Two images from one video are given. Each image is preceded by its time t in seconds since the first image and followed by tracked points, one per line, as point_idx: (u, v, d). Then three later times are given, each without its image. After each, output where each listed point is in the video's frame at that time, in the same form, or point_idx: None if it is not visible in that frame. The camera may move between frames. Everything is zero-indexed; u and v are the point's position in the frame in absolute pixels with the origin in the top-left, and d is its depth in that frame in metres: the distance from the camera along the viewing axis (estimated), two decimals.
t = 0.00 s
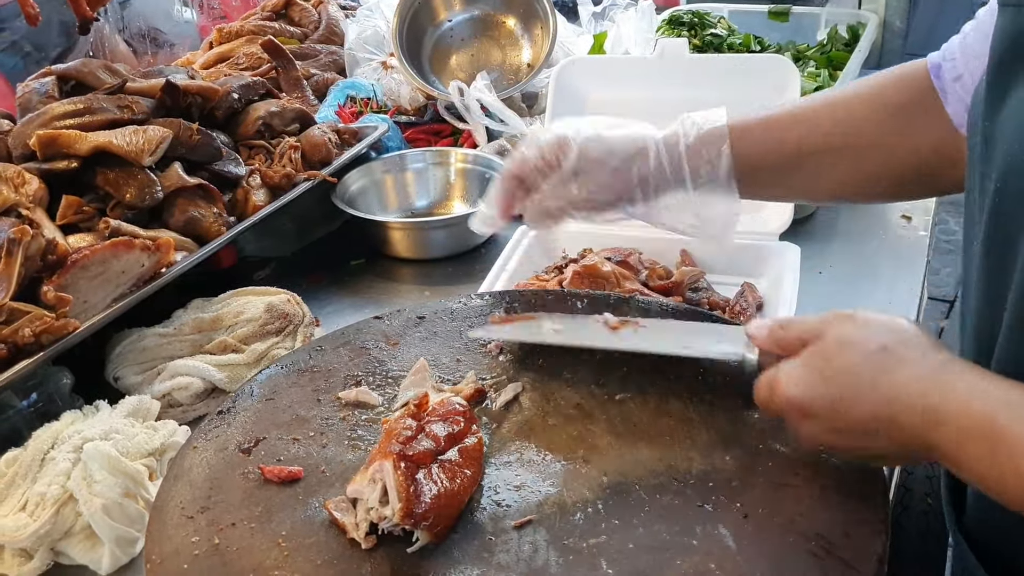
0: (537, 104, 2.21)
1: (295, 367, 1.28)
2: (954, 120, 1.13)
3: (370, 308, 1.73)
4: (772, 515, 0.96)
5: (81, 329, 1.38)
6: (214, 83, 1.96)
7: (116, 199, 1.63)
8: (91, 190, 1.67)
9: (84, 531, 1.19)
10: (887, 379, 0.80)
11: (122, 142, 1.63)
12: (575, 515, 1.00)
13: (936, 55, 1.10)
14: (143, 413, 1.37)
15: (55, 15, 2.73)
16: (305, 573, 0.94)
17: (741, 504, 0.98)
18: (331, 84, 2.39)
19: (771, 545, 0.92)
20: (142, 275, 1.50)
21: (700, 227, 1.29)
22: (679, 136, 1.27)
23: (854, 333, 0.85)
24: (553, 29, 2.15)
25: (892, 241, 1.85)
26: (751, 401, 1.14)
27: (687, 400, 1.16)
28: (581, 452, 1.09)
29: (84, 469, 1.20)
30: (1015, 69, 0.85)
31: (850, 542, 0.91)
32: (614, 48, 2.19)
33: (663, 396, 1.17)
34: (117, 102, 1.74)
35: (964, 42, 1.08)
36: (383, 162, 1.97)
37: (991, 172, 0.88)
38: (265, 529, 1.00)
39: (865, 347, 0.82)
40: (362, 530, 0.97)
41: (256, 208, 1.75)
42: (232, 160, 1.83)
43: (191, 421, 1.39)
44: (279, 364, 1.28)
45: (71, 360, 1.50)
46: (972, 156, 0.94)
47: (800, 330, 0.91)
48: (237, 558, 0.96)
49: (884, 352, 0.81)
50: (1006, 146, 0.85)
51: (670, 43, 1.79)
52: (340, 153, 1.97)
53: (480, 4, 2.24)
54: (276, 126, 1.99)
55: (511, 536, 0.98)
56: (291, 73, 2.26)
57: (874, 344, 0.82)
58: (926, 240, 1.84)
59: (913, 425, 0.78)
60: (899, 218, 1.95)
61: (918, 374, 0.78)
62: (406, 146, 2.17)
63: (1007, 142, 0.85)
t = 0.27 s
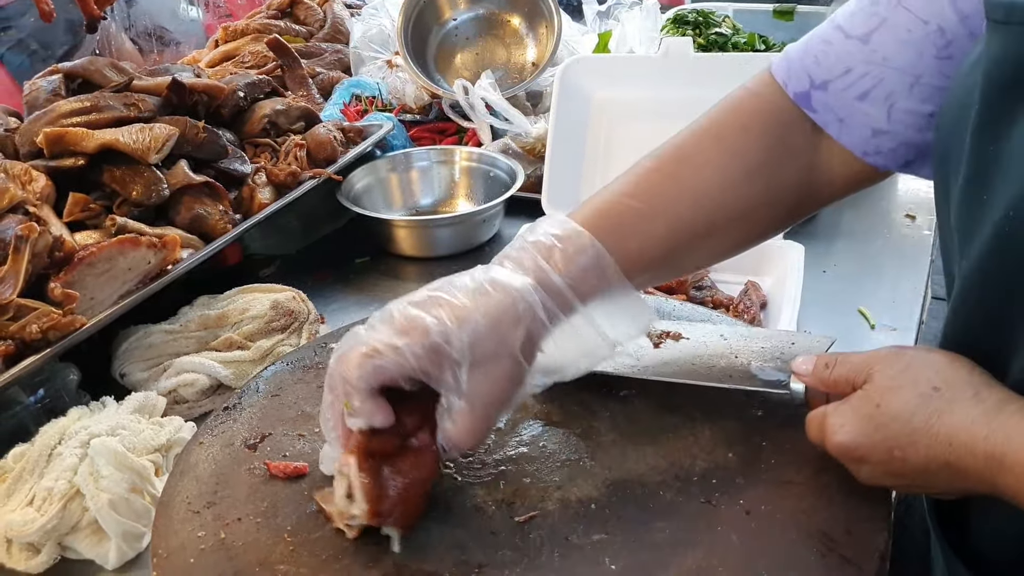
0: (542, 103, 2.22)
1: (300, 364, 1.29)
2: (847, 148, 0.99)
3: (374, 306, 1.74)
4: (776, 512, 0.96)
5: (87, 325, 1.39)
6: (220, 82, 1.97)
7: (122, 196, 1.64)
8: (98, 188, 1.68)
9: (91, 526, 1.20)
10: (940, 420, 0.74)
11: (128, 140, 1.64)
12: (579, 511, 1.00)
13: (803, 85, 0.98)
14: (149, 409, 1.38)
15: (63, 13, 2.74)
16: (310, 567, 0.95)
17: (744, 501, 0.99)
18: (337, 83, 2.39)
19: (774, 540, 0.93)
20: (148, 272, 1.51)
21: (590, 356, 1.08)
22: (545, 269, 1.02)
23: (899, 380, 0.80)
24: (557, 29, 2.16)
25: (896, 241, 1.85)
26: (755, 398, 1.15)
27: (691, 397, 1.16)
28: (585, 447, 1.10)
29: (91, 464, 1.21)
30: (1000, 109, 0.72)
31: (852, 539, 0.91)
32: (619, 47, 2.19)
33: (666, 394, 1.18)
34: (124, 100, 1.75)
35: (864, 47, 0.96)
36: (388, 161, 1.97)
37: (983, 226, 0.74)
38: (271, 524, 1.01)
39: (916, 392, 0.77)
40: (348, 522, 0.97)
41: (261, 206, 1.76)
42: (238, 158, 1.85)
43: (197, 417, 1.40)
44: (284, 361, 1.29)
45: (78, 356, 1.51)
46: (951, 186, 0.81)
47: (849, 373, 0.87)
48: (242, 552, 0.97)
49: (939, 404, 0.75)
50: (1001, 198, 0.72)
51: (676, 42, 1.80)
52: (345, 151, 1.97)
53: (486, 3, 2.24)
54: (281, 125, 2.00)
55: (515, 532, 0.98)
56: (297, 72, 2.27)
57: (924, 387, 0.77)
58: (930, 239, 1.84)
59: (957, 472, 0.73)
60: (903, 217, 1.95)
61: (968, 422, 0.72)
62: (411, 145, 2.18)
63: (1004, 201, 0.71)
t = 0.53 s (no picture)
0: (547, 104, 2.22)
1: (306, 361, 1.29)
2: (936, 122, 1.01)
3: (379, 305, 1.74)
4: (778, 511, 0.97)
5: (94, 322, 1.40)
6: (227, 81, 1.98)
7: (129, 195, 1.65)
8: (104, 186, 1.69)
9: (97, 521, 1.21)
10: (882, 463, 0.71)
11: (135, 138, 1.65)
12: (582, 509, 1.01)
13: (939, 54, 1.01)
14: (154, 406, 1.39)
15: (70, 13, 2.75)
16: (315, 563, 0.95)
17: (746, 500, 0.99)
18: (342, 83, 2.40)
19: (776, 539, 0.93)
20: (155, 270, 1.52)
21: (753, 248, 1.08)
22: (715, 143, 1.05)
23: (846, 430, 0.74)
24: (563, 30, 2.16)
25: (901, 242, 1.86)
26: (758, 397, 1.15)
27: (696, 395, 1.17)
28: (587, 446, 1.11)
29: (97, 460, 1.22)
30: (991, 88, 0.77)
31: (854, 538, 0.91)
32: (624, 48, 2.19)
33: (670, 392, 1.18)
34: (130, 99, 1.76)
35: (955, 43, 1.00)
36: (393, 160, 1.98)
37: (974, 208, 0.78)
38: (276, 520, 1.01)
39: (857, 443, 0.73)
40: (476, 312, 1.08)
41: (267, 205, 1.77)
42: (244, 157, 1.85)
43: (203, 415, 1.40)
44: (290, 358, 1.30)
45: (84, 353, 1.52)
46: (952, 179, 0.85)
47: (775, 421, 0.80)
48: (247, 548, 0.97)
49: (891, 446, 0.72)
50: (991, 171, 0.75)
51: (682, 44, 1.81)
52: (351, 151, 1.98)
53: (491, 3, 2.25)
54: (287, 124, 2.01)
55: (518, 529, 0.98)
56: (302, 72, 2.27)
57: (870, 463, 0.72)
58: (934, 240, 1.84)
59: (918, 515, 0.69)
60: (908, 218, 1.95)
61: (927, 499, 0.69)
62: (416, 144, 2.18)
63: (994, 169, 0.75)
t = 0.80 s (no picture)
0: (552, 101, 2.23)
1: (310, 356, 1.30)
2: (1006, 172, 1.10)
3: (383, 301, 1.75)
4: (779, 507, 0.97)
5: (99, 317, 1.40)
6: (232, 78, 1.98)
7: (134, 190, 1.66)
8: (109, 182, 1.70)
9: (101, 515, 1.21)
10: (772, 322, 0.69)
11: (140, 135, 1.65)
12: (584, 505, 1.01)
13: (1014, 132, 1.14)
14: (159, 401, 1.39)
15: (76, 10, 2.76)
16: (317, 557, 0.95)
17: (748, 496, 0.99)
18: (347, 80, 2.40)
19: (777, 535, 0.93)
20: (159, 265, 1.52)
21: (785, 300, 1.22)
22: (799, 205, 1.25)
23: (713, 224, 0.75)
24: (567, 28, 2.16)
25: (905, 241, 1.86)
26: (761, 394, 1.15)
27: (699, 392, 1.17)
28: (588, 443, 1.11)
29: (101, 454, 1.22)
30: (988, 54, 0.83)
31: (855, 535, 0.91)
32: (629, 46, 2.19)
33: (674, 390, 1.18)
34: (136, 95, 1.76)
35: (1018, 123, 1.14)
36: (398, 158, 1.98)
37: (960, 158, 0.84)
38: (279, 514, 1.02)
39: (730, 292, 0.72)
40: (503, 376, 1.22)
41: (272, 201, 1.77)
42: (249, 154, 1.86)
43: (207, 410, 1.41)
44: (294, 354, 1.30)
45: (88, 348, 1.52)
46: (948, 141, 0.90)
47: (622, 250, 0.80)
48: (250, 542, 0.98)
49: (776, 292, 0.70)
50: (974, 125, 0.82)
51: (687, 42, 1.82)
52: (355, 148, 1.98)
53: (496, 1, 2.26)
54: (292, 121, 2.01)
55: (520, 524, 0.99)
56: (308, 69, 2.27)
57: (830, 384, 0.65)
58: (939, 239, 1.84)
59: (783, 390, 0.68)
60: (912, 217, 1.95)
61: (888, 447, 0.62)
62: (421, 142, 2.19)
63: (977, 124, 0.81)
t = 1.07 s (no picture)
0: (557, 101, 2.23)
1: (314, 355, 1.30)
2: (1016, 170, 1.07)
3: (387, 301, 1.75)
4: (782, 507, 0.97)
5: (104, 314, 1.40)
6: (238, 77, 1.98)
7: (140, 188, 1.66)
8: (115, 180, 1.70)
9: (106, 512, 1.21)
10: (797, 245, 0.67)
11: (146, 133, 1.65)
12: (590, 504, 1.01)
13: None
14: (164, 399, 1.39)
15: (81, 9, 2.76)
16: (322, 555, 0.95)
17: (752, 496, 0.99)
18: (352, 79, 2.41)
19: (782, 535, 0.93)
20: (165, 263, 1.53)
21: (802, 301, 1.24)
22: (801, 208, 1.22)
23: (753, 139, 0.69)
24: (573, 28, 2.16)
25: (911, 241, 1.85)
26: (766, 395, 1.15)
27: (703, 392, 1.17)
28: (592, 441, 1.11)
29: (107, 451, 1.23)
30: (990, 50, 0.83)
31: (859, 534, 0.91)
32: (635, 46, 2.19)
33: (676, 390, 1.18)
34: (142, 93, 1.76)
35: None
36: (402, 157, 1.99)
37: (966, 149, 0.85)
38: (283, 512, 1.02)
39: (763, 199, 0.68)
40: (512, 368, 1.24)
41: (277, 200, 1.77)
42: (254, 152, 1.86)
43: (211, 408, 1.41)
44: (299, 352, 1.30)
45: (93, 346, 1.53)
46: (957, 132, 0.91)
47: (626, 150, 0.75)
48: (255, 539, 0.98)
49: (812, 207, 0.68)
50: (977, 119, 0.82)
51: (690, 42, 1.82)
52: (360, 147, 1.98)
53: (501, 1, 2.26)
54: (298, 120, 2.01)
55: (525, 523, 0.99)
56: (313, 68, 2.27)
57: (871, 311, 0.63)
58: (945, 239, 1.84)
59: (799, 307, 0.66)
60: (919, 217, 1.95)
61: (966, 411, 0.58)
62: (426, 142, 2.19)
63: (978, 121, 0.82)
